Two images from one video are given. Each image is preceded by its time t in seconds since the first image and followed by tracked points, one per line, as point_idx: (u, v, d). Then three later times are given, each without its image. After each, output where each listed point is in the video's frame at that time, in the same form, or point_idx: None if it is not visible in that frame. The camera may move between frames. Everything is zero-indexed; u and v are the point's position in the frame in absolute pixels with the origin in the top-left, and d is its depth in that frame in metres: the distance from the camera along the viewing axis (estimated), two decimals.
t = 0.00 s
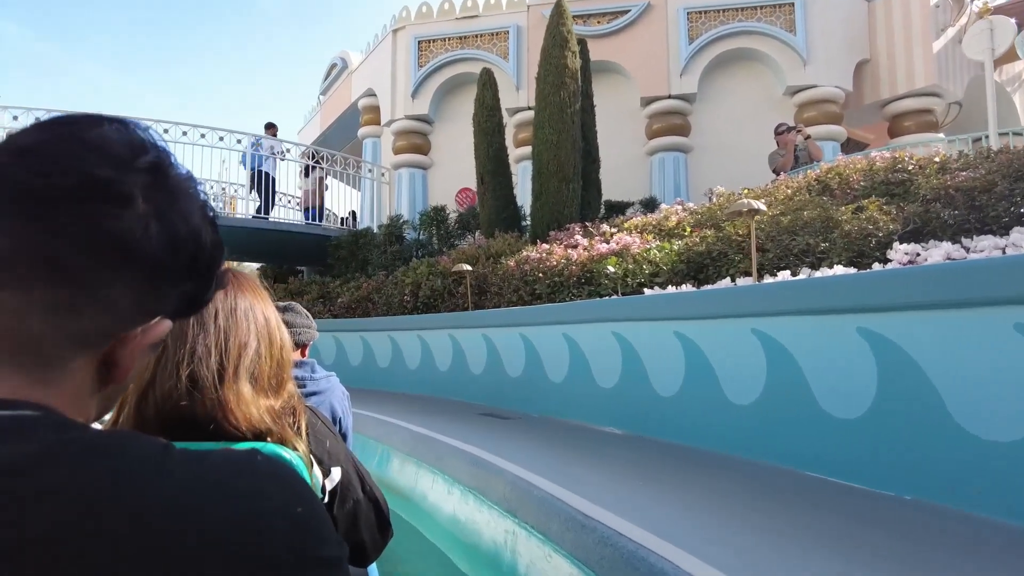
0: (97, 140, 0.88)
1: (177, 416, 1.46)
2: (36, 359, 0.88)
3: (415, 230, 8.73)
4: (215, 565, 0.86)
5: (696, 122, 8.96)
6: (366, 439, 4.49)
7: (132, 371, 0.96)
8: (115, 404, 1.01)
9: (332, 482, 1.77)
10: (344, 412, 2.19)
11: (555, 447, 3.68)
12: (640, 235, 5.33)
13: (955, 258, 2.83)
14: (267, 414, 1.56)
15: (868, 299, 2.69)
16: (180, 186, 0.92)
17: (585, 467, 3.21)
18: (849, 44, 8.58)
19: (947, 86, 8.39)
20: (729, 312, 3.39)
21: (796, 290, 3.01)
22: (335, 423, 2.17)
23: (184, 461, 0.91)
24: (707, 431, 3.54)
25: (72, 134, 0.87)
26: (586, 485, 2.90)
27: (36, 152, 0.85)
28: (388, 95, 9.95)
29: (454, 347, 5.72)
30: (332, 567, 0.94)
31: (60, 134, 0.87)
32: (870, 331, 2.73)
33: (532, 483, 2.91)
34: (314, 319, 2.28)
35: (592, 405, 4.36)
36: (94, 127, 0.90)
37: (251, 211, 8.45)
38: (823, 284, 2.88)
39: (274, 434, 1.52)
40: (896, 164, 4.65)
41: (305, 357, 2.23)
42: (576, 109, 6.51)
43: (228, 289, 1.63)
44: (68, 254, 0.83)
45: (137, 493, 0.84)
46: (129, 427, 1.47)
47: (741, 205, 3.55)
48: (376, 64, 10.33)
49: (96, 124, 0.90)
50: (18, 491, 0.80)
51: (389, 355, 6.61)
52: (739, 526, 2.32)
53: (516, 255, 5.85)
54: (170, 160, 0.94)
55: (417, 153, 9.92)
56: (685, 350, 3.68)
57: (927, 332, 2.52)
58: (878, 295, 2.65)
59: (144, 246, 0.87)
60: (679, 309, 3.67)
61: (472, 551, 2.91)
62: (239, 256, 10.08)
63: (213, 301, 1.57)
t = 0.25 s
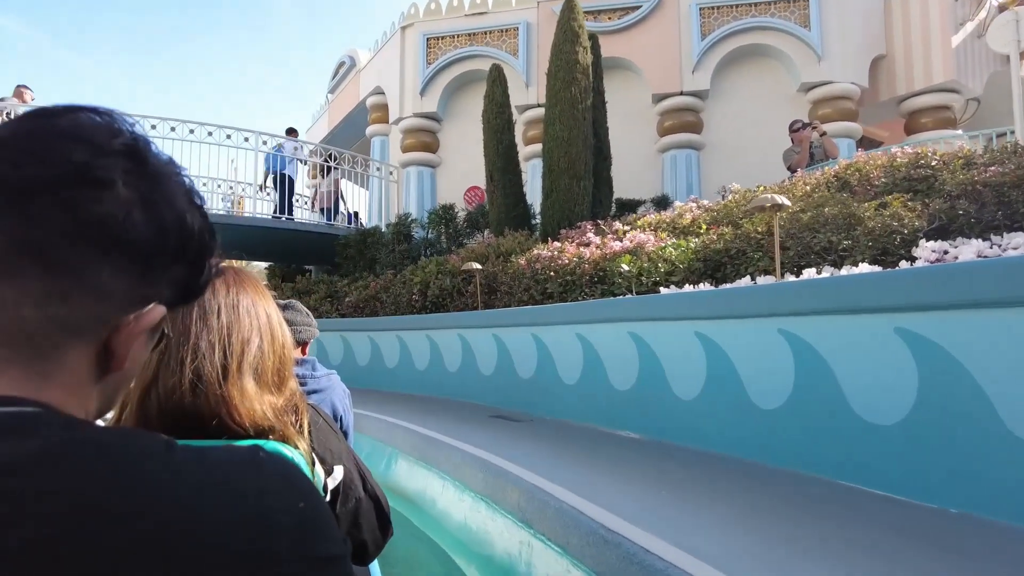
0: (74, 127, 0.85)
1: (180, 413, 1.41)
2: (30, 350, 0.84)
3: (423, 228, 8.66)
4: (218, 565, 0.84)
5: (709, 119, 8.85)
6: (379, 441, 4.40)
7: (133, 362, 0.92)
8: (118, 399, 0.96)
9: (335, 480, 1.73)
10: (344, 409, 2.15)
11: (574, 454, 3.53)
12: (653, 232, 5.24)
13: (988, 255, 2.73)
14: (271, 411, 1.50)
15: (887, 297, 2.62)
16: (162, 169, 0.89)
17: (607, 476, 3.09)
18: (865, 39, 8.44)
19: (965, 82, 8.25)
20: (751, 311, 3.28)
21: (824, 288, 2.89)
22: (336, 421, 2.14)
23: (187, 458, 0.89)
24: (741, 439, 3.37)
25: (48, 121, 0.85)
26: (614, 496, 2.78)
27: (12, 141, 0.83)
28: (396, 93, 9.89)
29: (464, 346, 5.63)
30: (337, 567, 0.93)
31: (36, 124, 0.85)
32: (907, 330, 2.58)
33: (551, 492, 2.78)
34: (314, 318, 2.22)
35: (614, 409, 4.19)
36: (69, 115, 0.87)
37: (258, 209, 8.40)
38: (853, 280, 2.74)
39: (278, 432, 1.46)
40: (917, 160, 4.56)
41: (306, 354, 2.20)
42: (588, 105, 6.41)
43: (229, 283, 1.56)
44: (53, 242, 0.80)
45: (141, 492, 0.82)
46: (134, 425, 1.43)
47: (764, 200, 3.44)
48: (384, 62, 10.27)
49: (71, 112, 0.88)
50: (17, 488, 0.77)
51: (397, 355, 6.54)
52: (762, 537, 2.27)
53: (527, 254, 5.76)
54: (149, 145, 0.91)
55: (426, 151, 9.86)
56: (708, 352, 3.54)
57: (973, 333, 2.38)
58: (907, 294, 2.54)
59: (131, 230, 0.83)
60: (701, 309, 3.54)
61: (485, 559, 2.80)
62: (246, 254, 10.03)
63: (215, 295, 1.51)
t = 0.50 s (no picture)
0: (67, 122, 0.90)
1: (183, 406, 1.48)
2: (32, 344, 0.87)
3: (431, 227, 8.61)
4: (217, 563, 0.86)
5: (721, 116, 8.76)
6: (387, 442, 4.32)
7: (128, 359, 0.96)
8: (113, 398, 0.98)
9: (335, 480, 1.72)
10: (344, 409, 2.13)
11: (588, 458, 3.41)
12: (667, 230, 5.16)
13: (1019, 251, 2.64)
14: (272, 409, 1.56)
15: (908, 296, 2.54)
16: (151, 161, 0.95)
17: (621, 480, 2.98)
18: (879, 35, 8.32)
19: (982, 77, 8.11)
20: (766, 312, 3.20)
21: (846, 287, 2.79)
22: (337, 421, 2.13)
23: (188, 457, 0.91)
24: (764, 446, 3.24)
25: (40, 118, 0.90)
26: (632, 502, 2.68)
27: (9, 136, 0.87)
28: (404, 91, 9.84)
29: (473, 346, 5.56)
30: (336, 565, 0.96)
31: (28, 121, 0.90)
32: (942, 329, 2.45)
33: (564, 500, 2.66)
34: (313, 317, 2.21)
35: (629, 411, 4.09)
36: (59, 112, 0.92)
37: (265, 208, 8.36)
38: (882, 278, 2.62)
39: (277, 429, 1.51)
40: (938, 155, 4.48)
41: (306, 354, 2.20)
42: (598, 101, 6.34)
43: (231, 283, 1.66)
44: (52, 232, 0.85)
45: (143, 492, 0.85)
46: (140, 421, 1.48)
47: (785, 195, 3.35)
48: (392, 60, 10.22)
49: (59, 107, 0.92)
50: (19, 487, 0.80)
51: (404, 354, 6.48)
52: (761, 537, 2.24)
53: (537, 252, 5.68)
54: (138, 140, 0.96)
55: (433, 149, 9.81)
56: (728, 353, 3.43)
57: (1013, 334, 2.25)
58: (940, 292, 2.42)
59: (125, 218, 0.89)
60: (718, 309, 3.45)
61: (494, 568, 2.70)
62: (254, 253, 10.02)
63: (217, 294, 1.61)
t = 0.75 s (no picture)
0: (65, 123, 0.86)
1: (187, 393, 1.63)
2: (30, 344, 0.84)
3: (440, 226, 8.54)
4: (217, 563, 0.83)
5: (734, 114, 8.67)
6: (396, 445, 4.24)
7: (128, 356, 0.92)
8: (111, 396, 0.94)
9: (333, 480, 1.78)
10: (344, 409, 2.22)
11: (604, 464, 3.32)
12: (683, 228, 5.06)
13: None
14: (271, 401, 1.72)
15: (942, 295, 2.43)
16: (151, 164, 0.92)
17: (638, 487, 2.89)
18: (897, 30, 8.18)
19: (1004, 73, 7.95)
20: (776, 311, 3.18)
21: (856, 288, 2.76)
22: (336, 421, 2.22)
23: (187, 454, 0.88)
24: (790, 452, 3.14)
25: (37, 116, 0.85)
26: (658, 511, 2.56)
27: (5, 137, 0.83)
28: (413, 88, 9.78)
29: (482, 347, 5.48)
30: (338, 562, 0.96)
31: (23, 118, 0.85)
32: (992, 331, 2.30)
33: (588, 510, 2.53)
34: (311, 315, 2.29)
35: (645, 413, 4.00)
36: (53, 111, 0.88)
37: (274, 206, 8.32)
38: (893, 277, 2.58)
39: (275, 420, 1.67)
40: (963, 150, 4.38)
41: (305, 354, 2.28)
42: (611, 97, 6.25)
43: (231, 281, 1.80)
44: (55, 237, 0.82)
45: (142, 491, 0.81)
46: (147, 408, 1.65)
47: (811, 188, 3.23)
48: (401, 58, 10.16)
49: (52, 106, 0.87)
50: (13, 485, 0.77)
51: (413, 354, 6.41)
52: (781, 547, 2.17)
53: (548, 250, 5.60)
54: (136, 140, 0.92)
55: (443, 147, 9.74)
56: (755, 355, 3.31)
57: None
58: (951, 292, 2.40)
59: (129, 223, 0.86)
60: (737, 309, 3.37)
61: None
62: (262, 252, 9.97)
63: (221, 289, 1.76)
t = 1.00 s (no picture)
0: (77, 133, 0.88)
1: (186, 392, 1.61)
2: (33, 348, 0.86)
3: (448, 225, 8.49)
4: (211, 563, 0.84)
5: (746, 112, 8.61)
6: (405, 447, 4.16)
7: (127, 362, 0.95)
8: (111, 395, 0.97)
9: (331, 480, 1.74)
10: (343, 408, 2.24)
11: (617, 467, 3.22)
12: (696, 225, 4.99)
13: None
14: (270, 401, 1.68)
15: (938, 296, 2.47)
16: (159, 177, 0.94)
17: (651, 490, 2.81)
18: (912, 25, 8.06)
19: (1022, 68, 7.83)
20: (787, 311, 3.16)
21: (872, 285, 2.72)
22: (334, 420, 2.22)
23: (183, 452, 0.89)
24: (807, 454, 3.09)
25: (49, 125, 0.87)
26: (678, 517, 2.46)
27: (22, 147, 0.85)
28: (421, 86, 9.74)
29: (492, 346, 5.42)
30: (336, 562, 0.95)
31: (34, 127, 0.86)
32: None
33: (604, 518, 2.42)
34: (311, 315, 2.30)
35: (659, 413, 3.93)
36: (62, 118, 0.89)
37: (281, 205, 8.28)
38: (902, 277, 2.59)
39: (274, 420, 1.64)
40: (985, 144, 4.30)
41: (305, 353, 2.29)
42: (621, 93, 6.18)
43: (231, 277, 1.77)
44: (64, 248, 0.83)
45: (138, 491, 0.82)
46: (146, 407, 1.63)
47: (833, 181, 3.13)
48: (409, 56, 10.12)
49: (67, 115, 0.89)
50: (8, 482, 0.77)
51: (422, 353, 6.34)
52: (792, 550, 2.13)
53: (558, 248, 5.54)
54: (148, 153, 0.95)
55: (451, 145, 9.68)
56: (782, 357, 3.21)
57: None
58: (961, 291, 2.39)
59: (137, 237, 0.89)
60: (752, 307, 3.33)
61: None
62: (270, 251, 9.95)
63: (221, 286, 1.73)
